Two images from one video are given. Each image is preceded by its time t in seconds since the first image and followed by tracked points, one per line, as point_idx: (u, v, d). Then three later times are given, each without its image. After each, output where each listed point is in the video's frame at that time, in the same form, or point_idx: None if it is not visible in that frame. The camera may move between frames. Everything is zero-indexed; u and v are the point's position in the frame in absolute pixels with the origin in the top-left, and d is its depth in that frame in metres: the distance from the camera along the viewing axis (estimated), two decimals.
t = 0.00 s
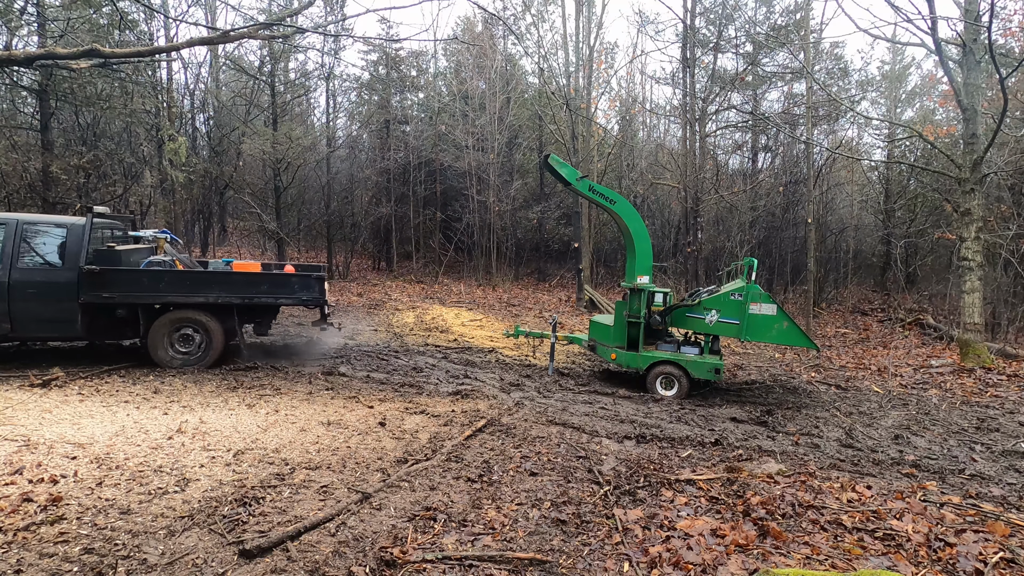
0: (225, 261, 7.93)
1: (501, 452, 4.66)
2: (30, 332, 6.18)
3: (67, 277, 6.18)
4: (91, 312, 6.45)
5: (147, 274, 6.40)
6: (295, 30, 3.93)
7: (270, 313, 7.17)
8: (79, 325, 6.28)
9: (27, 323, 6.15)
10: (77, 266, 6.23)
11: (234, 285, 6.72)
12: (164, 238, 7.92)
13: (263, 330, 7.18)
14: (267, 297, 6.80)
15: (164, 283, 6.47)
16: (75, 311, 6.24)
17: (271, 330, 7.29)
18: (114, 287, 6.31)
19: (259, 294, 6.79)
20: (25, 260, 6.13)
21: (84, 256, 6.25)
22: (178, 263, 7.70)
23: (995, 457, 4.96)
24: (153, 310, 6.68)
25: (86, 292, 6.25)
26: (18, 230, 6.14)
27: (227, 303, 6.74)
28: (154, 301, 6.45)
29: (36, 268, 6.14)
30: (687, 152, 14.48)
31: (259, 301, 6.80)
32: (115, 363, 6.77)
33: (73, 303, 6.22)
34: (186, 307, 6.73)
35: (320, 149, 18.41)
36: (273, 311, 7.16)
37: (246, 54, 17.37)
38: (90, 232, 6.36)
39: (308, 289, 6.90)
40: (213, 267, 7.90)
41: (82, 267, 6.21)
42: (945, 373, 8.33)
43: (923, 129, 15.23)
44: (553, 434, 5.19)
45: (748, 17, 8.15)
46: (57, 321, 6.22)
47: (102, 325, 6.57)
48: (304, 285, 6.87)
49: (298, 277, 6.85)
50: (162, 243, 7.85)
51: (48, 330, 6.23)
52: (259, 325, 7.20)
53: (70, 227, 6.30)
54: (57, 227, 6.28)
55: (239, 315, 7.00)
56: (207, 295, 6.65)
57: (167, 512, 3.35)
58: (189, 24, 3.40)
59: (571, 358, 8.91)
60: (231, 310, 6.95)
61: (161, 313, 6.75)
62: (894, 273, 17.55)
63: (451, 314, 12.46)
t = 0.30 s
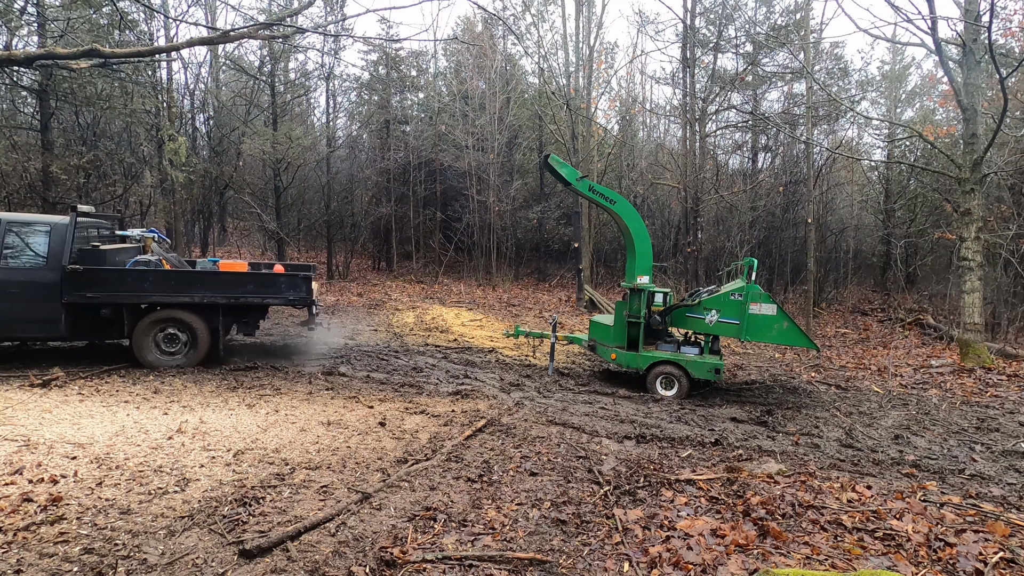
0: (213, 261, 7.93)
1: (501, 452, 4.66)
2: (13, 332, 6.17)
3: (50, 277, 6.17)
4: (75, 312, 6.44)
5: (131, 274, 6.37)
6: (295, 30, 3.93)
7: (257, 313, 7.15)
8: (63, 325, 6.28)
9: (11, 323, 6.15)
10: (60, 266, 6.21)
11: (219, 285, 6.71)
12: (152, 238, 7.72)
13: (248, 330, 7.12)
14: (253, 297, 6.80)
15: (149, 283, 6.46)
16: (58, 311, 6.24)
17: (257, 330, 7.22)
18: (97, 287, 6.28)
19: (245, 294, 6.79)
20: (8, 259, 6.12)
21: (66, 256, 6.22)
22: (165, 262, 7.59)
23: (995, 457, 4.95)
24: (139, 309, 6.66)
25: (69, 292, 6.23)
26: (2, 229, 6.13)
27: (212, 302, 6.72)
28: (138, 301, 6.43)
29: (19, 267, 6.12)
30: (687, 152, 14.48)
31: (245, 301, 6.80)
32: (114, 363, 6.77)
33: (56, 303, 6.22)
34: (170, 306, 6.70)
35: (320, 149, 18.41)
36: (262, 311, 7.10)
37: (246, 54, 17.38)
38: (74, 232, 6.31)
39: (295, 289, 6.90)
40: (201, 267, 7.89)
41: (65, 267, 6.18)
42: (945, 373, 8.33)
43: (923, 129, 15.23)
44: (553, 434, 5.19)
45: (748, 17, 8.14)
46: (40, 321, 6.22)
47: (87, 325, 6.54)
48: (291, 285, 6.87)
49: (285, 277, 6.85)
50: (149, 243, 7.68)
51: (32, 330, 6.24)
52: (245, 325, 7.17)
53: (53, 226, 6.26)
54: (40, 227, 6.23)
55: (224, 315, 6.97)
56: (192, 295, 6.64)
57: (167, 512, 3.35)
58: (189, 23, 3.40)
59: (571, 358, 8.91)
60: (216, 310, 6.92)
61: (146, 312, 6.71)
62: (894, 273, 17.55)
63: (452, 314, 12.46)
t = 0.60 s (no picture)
0: (201, 261, 7.89)
1: (501, 452, 4.66)
2: None
3: (34, 276, 6.13)
4: (60, 311, 6.40)
5: (117, 273, 6.35)
6: (295, 30, 3.93)
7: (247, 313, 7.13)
8: (48, 325, 6.24)
9: None
10: (45, 265, 6.17)
11: (206, 285, 6.69)
12: (141, 238, 7.65)
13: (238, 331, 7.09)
14: (242, 297, 6.80)
15: (135, 282, 6.43)
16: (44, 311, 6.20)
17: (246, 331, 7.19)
18: (82, 286, 6.24)
19: (234, 293, 6.78)
20: None
21: (52, 255, 6.18)
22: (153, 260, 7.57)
23: (995, 457, 4.96)
24: (126, 308, 6.64)
25: (54, 291, 6.19)
26: None
27: (199, 302, 6.70)
28: (125, 300, 6.41)
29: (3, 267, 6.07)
30: (687, 152, 14.48)
31: (232, 301, 6.78)
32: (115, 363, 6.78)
33: (41, 303, 6.18)
34: (155, 305, 6.66)
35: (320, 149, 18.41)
36: (251, 312, 7.11)
37: (246, 54, 17.38)
38: (59, 231, 6.28)
39: (284, 288, 6.91)
40: (189, 267, 7.82)
41: (50, 266, 6.15)
42: (945, 373, 8.32)
43: (923, 129, 15.23)
44: (553, 434, 5.19)
45: (748, 17, 8.14)
46: (26, 321, 6.18)
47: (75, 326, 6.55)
48: (280, 284, 6.85)
49: (277, 277, 6.87)
50: (137, 242, 7.68)
51: (17, 331, 6.19)
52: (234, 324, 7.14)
53: (38, 225, 6.22)
54: (24, 226, 6.18)
55: (212, 314, 6.94)
56: (180, 295, 6.61)
57: (167, 512, 3.35)
58: (189, 23, 3.40)
59: (571, 358, 8.91)
60: (204, 309, 6.89)
61: (132, 312, 6.68)
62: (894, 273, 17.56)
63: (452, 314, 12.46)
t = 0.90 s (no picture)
0: (192, 260, 7.85)
1: (501, 452, 4.66)
2: None
3: (22, 276, 6.09)
4: (48, 311, 6.37)
5: (106, 272, 6.32)
6: (295, 30, 3.93)
7: (239, 313, 7.11)
8: (36, 325, 6.21)
9: None
10: (33, 265, 6.13)
11: (197, 285, 6.66)
12: (131, 236, 7.66)
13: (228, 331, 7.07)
14: (232, 297, 6.77)
15: (124, 282, 6.41)
16: (32, 311, 6.16)
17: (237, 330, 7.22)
18: (70, 286, 6.22)
19: (224, 293, 6.75)
20: None
21: (39, 254, 6.15)
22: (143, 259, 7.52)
23: (995, 457, 4.96)
24: (115, 308, 6.62)
25: (42, 291, 6.17)
26: None
27: (189, 302, 6.68)
28: (114, 300, 6.39)
29: None
30: (687, 152, 14.49)
31: (223, 300, 6.76)
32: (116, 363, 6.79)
33: (29, 302, 6.14)
34: (145, 305, 6.65)
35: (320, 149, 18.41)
36: (243, 312, 7.10)
37: (246, 54, 17.38)
38: (46, 230, 6.24)
39: (275, 288, 6.88)
40: (180, 267, 7.74)
41: (37, 266, 6.11)
42: (946, 373, 8.32)
43: (923, 129, 15.23)
44: (553, 434, 5.19)
45: (748, 17, 8.14)
46: (14, 321, 6.15)
47: (64, 327, 6.56)
48: (272, 284, 6.83)
49: (276, 277, 6.86)
50: (128, 241, 7.62)
51: (5, 331, 6.15)
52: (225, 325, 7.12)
53: (25, 225, 6.17)
54: (10, 225, 6.13)
55: (202, 313, 6.92)
56: (169, 295, 6.59)
57: (167, 512, 3.35)
58: (189, 24, 3.40)
59: (570, 358, 8.91)
60: (194, 309, 6.87)
61: (122, 311, 6.65)
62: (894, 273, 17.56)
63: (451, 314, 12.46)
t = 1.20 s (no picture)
0: (180, 259, 7.84)
1: (501, 452, 4.66)
2: None
3: (5, 274, 6.08)
4: (31, 310, 6.34)
5: (91, 271, 6.31)
6: (295, 30, 3.92)
7: (227, 312, 7.10)
8: (19, 324, 6.18)
9: None
10: (16, 263, 6.13)
11: (183, 283, 6.65)
12: (119, 235, 7.54)
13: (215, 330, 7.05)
14: (220, 296, 6.76)
15: (110, 281, 6.39)
16: (15, 309, 6.14)
17: (225, 330, 7.22)
18: (55, 285, 6.20)
19: (212, 292, 6.74)
20: None
21: (24, 253, 6.16)
22: (131, 259, 7.45)
23: (995, 457, 4.96)
24: (100, 308, 6.60)
25: (26, 290, 6.15)
26: None
27: (176, 301, 6.67)
28: (98, 299, 6.36)
29: None
30: (687, 152, 14.49)
31: (210, 299, 6.75)
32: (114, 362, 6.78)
33: (12, 301, 6.12)
34: (131, 304, 6.63)
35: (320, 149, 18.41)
36: (232, 313, 7.09)
37: (246, 54, 17.38)
38: (31, 229, 6.24)
39: (263, 287, 6.85)
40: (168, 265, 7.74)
41: (21, 264, 6.11)
42: (946, 373, 8.32)
43: (923, 129, 15.22)
44: (553, 434, 5.19)
45: (748, 17, 8.13)
46: None
47: (48, 326, 6.51)
48: (259, 283, 6.83)
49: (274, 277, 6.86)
50: (115, 240, 7.54)
51: None
52: (213, 324, 7.12)
53: (8, 223, 6.16)
54: None
55: (189, 312, 6.90)
56: (155, 294, 6.57)
57: (167, 512, 3.35)
58: (189, 23, 3.40)
59: (570, 357, 8.91)
60: (181, 309, 6.85)
61: (107, 311, 6.63)
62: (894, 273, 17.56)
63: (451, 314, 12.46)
